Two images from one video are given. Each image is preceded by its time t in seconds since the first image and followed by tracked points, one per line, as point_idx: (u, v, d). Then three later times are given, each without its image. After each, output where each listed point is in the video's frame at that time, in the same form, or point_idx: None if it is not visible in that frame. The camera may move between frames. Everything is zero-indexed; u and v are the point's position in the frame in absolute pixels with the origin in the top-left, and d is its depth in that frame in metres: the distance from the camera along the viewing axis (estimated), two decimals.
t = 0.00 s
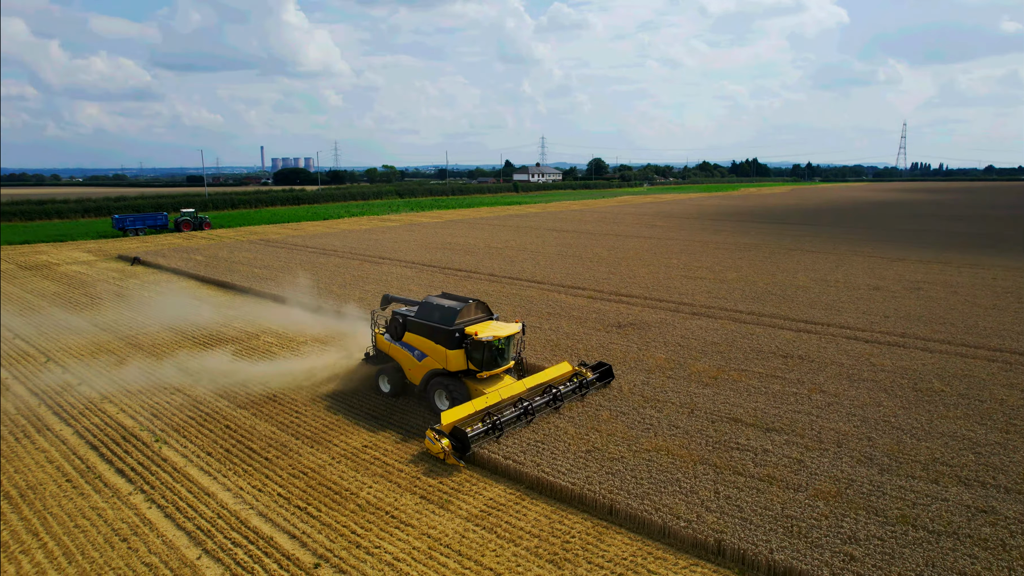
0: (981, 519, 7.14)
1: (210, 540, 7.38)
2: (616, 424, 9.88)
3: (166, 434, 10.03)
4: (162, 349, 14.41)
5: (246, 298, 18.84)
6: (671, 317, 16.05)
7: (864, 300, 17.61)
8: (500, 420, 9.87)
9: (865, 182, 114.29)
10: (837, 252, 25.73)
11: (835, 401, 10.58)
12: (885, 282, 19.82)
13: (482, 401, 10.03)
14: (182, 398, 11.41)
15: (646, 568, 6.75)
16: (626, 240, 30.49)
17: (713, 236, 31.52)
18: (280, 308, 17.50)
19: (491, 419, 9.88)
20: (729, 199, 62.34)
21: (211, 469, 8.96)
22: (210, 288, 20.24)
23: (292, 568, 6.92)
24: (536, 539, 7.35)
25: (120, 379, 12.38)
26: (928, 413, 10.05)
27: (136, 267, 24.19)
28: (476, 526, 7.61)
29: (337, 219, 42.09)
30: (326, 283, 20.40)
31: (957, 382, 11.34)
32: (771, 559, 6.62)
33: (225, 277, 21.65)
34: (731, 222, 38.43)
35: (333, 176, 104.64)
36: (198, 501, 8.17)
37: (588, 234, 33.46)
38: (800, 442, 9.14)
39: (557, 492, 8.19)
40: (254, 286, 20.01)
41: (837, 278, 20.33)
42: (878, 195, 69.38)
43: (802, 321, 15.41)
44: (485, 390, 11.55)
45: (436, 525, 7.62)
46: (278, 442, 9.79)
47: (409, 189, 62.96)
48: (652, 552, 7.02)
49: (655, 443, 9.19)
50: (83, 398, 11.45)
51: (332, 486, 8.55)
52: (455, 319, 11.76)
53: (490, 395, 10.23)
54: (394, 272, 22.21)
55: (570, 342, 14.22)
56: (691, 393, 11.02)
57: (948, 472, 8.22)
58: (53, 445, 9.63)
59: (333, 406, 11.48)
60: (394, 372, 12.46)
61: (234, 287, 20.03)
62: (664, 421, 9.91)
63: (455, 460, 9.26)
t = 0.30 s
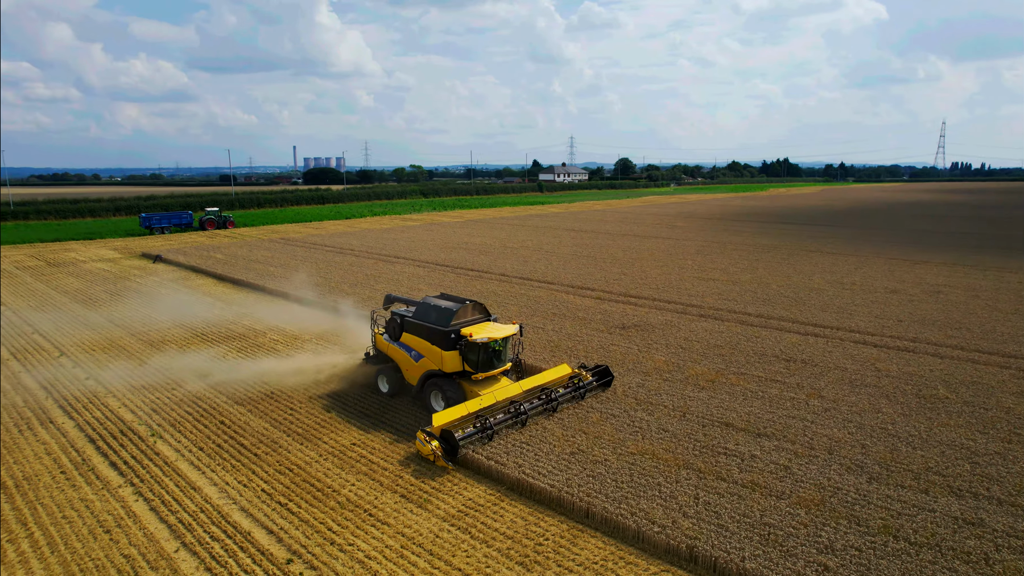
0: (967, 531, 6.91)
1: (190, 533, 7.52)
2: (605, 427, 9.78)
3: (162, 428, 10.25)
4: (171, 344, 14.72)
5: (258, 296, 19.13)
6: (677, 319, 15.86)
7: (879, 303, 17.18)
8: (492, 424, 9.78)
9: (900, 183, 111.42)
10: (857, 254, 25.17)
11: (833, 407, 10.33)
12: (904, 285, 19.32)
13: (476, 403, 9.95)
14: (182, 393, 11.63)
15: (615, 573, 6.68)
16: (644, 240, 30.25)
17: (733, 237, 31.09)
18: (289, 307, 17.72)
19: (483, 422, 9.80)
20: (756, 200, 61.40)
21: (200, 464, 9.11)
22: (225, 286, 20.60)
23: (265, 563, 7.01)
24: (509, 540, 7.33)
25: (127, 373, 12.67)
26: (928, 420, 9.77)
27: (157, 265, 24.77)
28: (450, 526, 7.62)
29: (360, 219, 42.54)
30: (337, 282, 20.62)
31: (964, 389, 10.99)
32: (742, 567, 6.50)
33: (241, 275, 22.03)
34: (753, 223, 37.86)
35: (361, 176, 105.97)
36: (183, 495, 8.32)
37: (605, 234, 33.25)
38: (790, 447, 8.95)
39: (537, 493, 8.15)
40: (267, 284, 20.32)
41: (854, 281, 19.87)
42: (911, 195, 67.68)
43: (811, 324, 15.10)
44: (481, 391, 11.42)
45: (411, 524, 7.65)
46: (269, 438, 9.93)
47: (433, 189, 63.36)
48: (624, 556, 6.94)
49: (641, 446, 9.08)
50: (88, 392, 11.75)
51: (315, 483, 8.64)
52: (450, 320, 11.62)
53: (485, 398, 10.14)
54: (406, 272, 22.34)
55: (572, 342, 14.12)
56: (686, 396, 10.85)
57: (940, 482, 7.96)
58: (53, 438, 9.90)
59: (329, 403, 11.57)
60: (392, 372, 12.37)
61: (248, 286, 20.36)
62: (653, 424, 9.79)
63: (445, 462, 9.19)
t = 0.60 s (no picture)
0: (950, 544, 6.69)
1: (172, 526, 7.66)
2: (593, 430, 9.71)
3: (160, 423, 10.46)
4: (179, 340, 15.01)
5: (270, 294, 19.43)
6: (683, 321, 15.66)
7: (894, 307, 16.75)
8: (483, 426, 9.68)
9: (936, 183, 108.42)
10: (879, 256, 24.58)
11: (830, 413, 10.09)
12: (923, 289, 18.80)
13: (468, 404, 9.87)
14: (183, 388, 11.86)
15: None
16: (662, 241, 29.97)
17: (754, 237, 30.62)
18: (298, 305, 17.94)
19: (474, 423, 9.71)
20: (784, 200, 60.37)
21: (191, 459, 9.29)
22: (239, 284, 20.96)
23: (240, 557, 7.11)
24: (482, 541, 7.33)
25: (133, 368, 12.96)
26: (928, 428, 9.49)
27: (179, 263, 25.33)
28: (426, 526, 7.64)
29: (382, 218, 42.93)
30: (349, 281, 20.81)
31: (970, 397, 10.65)
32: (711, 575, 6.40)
33: (257, 273, 22.38)
34: (776, 223, 37.21)
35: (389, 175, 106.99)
36: (170, 489, 8.49)
37: (624, 234, 33.02)
38: (779, 453, 8.77)
39: (516, 495, 8.11)
40: (280, 283, 20.61)
41: (872, 284, 19.41)
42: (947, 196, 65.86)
43: (820, 328, 14.78)
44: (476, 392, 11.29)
45: (387, 523, 7.70)
46: (261, 435, 10.07)
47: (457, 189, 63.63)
48: (595, 560, 6.88)
49: (627, 449, 8.98)
50: (93, 386, 12.05)
51: (300, 480, 8.74)
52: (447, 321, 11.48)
53: (479, 400, 10.04)
54: (418, 271, 22.46)
55: (573, 343, 14.03)
56: (680, 400, 10.70)
57: (930, 492, 7.72)
58: (54, 430, 10.17)
59: (325, 399, 11.68)
60: (390, 372, 12.28)
61: (262, 284, 20.67)
62: (642, 428, 9.67)
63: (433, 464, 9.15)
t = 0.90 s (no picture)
0: (931, 558, 6.49)
1: (155, 519, 7.81)
2: (581, 433, 9.63)
3: (158, 418, 10.68)
4: (189, 337, 15.31)
5: (283, 292, 19.70)
6: (689, 323, 15.45)
7: (910, 311, 16.32)
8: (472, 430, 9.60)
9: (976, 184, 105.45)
10: (902, 258, 23.97)
11: (825, 419, 9.85)
12: (943, 293, 18.28)
13: (459, 406, 9.79)
14: (185, 384, 12.08)
15: None
16: (681, 241, 29.64)
17: (775, 239, 30.12)
18: (308, 303, 18.15)
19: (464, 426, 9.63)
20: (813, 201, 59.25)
21: (183, 454, 9.47)
22: (253, 283, 21.29)
23: (216, 551, 7.23)
24: (455, 541, 7.33)
25: (139, 363, 13.25)
26: (926, 436, 9.22)
27: (200, 261, 25.87)
28: (401, 524, 7.67)
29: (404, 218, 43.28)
30: (361, 280, 21.00)
31: (975, 404, 10.32)
32: None
33: (273, 272, 22.74)
34: (801, 225, 36.54)
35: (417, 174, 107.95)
36: (158, 483, 8.66)
37: (643, 234, 32.75)
38: (767, 459, 8.60)
39: (495, 497, 8.10)
40: (294, 282, 20.87)
41: (890, 287, 18.94)
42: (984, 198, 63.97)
43: (829, 332, 14.46)
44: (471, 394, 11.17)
45: (364, 521, 7.74)
46: (254, 431, 10.22)
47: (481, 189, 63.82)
48: (565, 564, 6.82)
49: (611, 452, 8.89)
50: (100, 380, 12.36)
51: (285, 476, 8.84)
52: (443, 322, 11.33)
53: (471, 402, 9.94)
54: (430, 271, 22.57)
55: (574, 344, 13.94)
56: (674, 404, 10.55)
57: (918, 502, 7.48)
58: (57, 423, 10.44)
59: (322, 396, 11.80)
60: (388, 372, 12.18)
61: (276, 283, 20.98)
62: (631, 431, 9.57)
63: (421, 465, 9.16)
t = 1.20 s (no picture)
0: (907, 570, 6.29)
1: (140, 512, 7.98)
2: (569, 436, 9.54)
3: (157, 413, 10.91)
4: (198, 334, 15.62)
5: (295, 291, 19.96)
6: (695, 325, 15.25)
7: (926, 316, 15.86)
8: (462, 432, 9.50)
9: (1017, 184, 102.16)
10: (926, 262, 23.33)
11: (820, 425, 9.63)
12: (964, 297, 17.73)
13: (451, 408, 9.67)
14: (188, 380, 12.33)
15: None
16: (699, 242, 29.26)
17: (797, 240, 29.56)
18: (317, 301, 18.36)
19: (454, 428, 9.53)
20: (843, 202, 58.04)
21: (176, 449, 9.66)
22: (268, 281, 21.60)
23: (195, 544, 7.36)
24: (428, 541, 7.34)
25: (147, 359, 13.56)
26: (923, 445, 8.96)
27: (220, 259, 26.38)
28: (378, 523, 7.71)
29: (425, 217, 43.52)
30: (373, 279, 21.17)
31: (980, 412, 9.98)
32: None
33: (289, 270, 23.05)
34: (825, 226, 35.81)
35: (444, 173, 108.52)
36: (148, 476, 8.85)
37: (662, 235, 32.43)
38: (752, 465, 8.44)
39: (474, 498, 8.08)
40: (307, 281, 21.13)
41: (909, 291, 18.44)
42: None
43: (838, 336, 14.13)
44: (464, 395, 11.09)
45: (342, 519, 7.80)
46: (247, 427, 10.37)
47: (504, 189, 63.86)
48: (534, 566, 6.78)
49: (595, 456, 8.80)
50: (108, 374, 12.68)
51: (272, 472, 8.96)
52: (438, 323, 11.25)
53: (463, 404, 9.84)
54: (443, 271, 22.63)
55: (575, 345, 13.85)
56: (667, 407, 10.40)
57: (903, 513, 7.27)
58: (60, 416, 10.74)
59: (319, 394, 11.92)
60: (387, 373, 12.15)
61: (289, 282, 21.27)
62: (619, 435, 9.46)
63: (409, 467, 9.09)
